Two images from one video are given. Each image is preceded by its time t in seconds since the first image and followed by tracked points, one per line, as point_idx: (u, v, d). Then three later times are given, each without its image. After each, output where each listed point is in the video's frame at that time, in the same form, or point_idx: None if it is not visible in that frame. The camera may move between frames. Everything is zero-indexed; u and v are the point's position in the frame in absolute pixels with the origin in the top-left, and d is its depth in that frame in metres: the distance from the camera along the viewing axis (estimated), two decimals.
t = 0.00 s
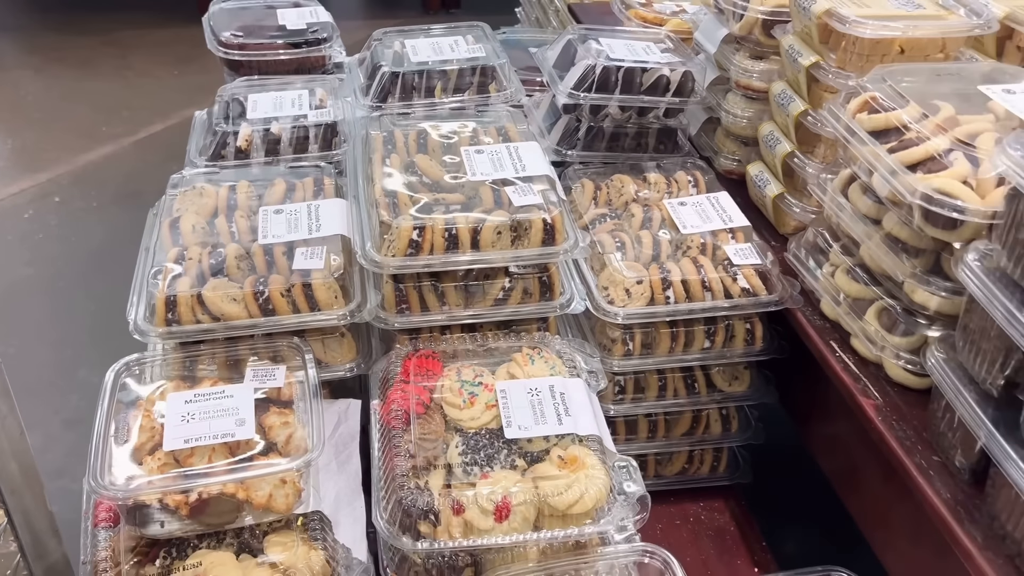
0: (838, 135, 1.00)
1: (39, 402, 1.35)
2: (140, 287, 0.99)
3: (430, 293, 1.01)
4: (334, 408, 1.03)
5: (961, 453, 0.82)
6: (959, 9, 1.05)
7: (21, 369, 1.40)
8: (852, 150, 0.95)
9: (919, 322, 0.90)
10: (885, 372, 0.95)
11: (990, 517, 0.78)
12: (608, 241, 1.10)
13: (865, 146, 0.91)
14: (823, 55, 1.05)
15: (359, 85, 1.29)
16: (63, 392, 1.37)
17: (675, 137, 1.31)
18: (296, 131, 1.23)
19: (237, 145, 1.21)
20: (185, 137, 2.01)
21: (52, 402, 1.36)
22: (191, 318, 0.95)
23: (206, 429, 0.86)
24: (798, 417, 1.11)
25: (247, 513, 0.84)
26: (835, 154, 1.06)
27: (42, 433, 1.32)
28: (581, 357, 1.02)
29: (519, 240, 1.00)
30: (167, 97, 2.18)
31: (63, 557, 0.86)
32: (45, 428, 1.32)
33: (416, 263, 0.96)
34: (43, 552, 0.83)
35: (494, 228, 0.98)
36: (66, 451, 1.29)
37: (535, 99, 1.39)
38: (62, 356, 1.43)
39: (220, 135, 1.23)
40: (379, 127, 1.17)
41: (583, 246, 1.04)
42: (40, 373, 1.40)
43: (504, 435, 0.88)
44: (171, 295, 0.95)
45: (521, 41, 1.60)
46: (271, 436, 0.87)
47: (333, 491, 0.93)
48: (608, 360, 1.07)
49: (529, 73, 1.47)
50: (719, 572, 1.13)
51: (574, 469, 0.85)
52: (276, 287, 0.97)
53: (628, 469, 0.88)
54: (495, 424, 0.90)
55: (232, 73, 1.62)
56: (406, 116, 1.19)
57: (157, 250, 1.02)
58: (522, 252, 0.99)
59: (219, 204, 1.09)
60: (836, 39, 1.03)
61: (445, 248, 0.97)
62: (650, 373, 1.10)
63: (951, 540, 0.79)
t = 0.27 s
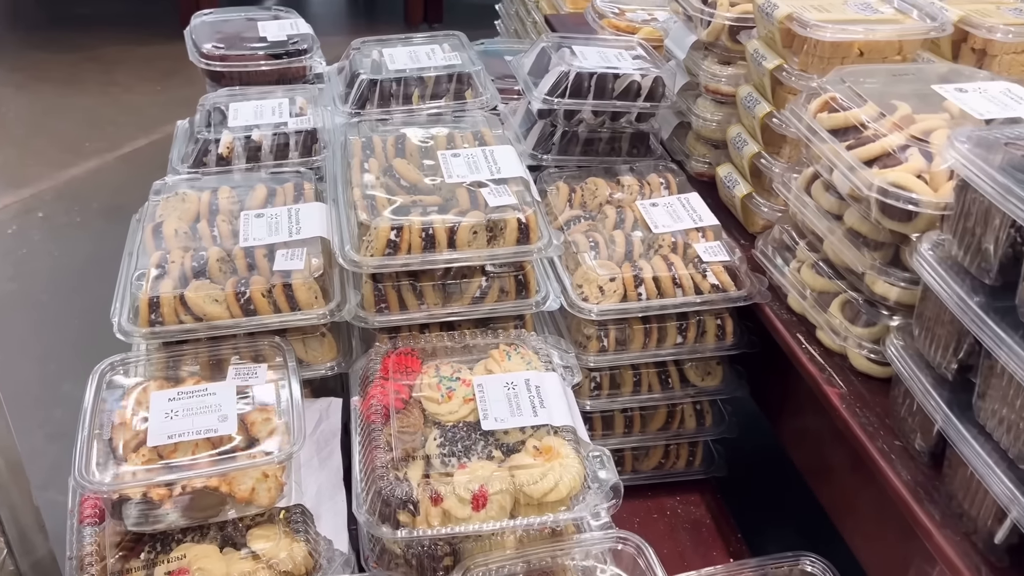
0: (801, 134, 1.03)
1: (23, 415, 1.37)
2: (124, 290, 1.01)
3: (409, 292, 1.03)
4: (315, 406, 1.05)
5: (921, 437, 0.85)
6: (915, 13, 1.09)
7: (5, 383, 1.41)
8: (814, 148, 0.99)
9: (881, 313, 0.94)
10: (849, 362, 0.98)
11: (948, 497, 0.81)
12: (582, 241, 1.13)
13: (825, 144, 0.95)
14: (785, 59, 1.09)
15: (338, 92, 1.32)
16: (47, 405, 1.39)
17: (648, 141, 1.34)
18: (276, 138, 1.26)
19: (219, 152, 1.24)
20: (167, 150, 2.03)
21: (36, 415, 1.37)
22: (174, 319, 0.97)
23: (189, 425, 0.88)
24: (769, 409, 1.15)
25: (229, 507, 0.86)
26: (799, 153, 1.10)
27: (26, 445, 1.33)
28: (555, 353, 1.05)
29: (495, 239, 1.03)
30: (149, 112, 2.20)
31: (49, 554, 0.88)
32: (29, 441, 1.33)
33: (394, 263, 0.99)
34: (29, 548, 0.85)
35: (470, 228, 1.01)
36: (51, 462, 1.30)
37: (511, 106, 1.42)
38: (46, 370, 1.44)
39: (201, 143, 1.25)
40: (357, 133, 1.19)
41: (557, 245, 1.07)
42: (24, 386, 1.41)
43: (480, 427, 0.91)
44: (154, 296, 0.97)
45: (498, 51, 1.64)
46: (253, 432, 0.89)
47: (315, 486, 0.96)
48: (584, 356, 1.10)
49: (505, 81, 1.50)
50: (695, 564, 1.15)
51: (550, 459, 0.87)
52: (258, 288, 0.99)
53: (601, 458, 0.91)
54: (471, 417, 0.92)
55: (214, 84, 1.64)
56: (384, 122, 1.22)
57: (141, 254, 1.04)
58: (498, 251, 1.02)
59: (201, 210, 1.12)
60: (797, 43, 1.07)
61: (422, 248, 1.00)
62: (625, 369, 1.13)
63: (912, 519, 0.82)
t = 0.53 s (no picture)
0: (771, 134, 1.06)
1: (10, 425, 1.38)
2: (110, 292, 1.02)
3: (391, 291, 1.06)
4: (299, 404, 1.07)
5: (888, 423, 0.88)
6: (880, 16, 1.12)
7: None
8: (783, 147, 1.02)
9: (850, 305, 0.97)
10: (820, 354, 1.01)
11: (914, 480, 0.84)
12: (560, 241, 1.15)
13: (794, 142, 0.98)
14: (755, 61, 1.12)
15: (320, 98, 1.34)
16: (34, 414, 1.40)
17: (625, 144, 1.37)
18: (260, 144, 1.28)
19: (203, 158, 1.26)
20: (152, 161, 2.05)
21: (22, 424, 1.38)
22: (160, 319, 0.99)
23: (175, 422, 0.89)
24: (745, 403, 1.18)
25: (216, 502, 0.88)
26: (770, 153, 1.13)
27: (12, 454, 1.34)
28: (535, 350, 1.07)
29: (475, 238, 1.05)
30: (132, 124, 2.22)
31: (38, 551, 0.89)
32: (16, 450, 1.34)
33: (377, 262, 1.01)
34: (18, 546, 0.86)
35: (450, 228, 1.03)
36: (37, 471, 1.31)
37: (491, 111, 1.45)
38: (31, 380, 1.45)
39: (186, 149, 1.27)
40: (340, 138, 1.22)
41: (536, 244, 1.10)
42: (10, 396, 1.42)
43: (462, 421, 0.93)
44: (141, 297, 0.99)
45: (478, 58, 1.67)
46: (238, 428, 0.90)
47: (300, 481, 0.97)
48: (564, 353, 1.13)
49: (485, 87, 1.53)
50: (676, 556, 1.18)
51: (530, 450, 0.90)
52: (242, 288, 1.01)
53: (580, 450, 0.94)
54: (453, 411, 0.94)
55: (198, 92, 1.66)
56: (366, 126, 1.25)
57: (127, 257, 1.06)
58: (478, 250, 1.04)
59: (186, 214, 1.14)
60: (767, 45, 1.10)
61: (404, 248, 1.02)
62: (604, 365, 1.16)
63: (881, 503, 0.85)
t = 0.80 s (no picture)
0: (742, 131, 1.09)
1: None
2: (94, 293, 1.03)
3: (373, 289, 1.07)
4: (283, 402, 1.08)
5: (859, 409, 0.90)
6: (847, 16, 1.15)
7: None
8: (755, 143, 1.04)
9: (820, 296, 0.99)
10: (793, 344, 1.03)
11: (884, 463, 0.86)
12: (539, 239, 1.18)
13: (764, 138, 1.01)
14: (727, 61, 1.15)
15: (301, 101, 1.36)
16: (17, 422, 1.40)
17: (603, 144, 1.40)
18: (241, 147, 1.30)
19: (185, 161, 1.27)
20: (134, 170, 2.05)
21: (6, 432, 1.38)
22: (144, 318, 1.00)
23: (160, 418, 0.90)
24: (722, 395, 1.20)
25: (201, 496, 0.89)
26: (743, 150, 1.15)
27: None
28: (515, 346, 1.09)
29: (455, 235, 1.07)
30: (114, 133, 2.22)
31: (24, 549, 0.89)
32: None
33: (358, 260, 1.03)
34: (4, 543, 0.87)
35: (431, 226, 1.05)
36: (21, 479, 1.31)
37: (470, 113, 1.47)
38: (14, 389, 1.45)
39: (168, 152, 1.28)
40: (321, 139, 1.23)
41: (515, 241, 1.12)
42: None
43: (443, 413, 0.94)
44: (125, 297, 1.00)
45: (457, 62, 1.69)
46: (223, 423, 0.92)
47: (284, 476, 0.99)
48: (544, 348, 1.15)
49: (465, 90, 1.55)
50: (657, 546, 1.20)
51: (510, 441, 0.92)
52: (225, 287, 1.03)
53: (559, 439, 0.96)
54: (435, 404, 0.96)
55: (180, 97, 1.67)
56: (347, 128, 1.26)
57: (110, 258, 1.07)
58: (458, 247, 1.06)
59: (169, 215, 1.15)
60: (738, 45, 1.13)
61: (385, 246, 1.04)
62: (584, 360, 1.19)
63: (852, 486, 0.87)
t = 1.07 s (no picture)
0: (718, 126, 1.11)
1: None
2: (77, 292, 1.04)
3: (356, 285, 1.08)
4: (268, 399, 1.09)
5: (835, 395, 0.92)
6: (820, 12, 1.18)
7: None
8: (730, 136, 1.06)
9: (796, 285, 1.01)
10: (770, 334, 1.05)
11: (859, 447, 0.88)
12: (520, 234, 1.19)
13: (740, 132, 1.02)
14: (702, 57, 1.17)
15: (282, 102, 1.36)
16: None
17: (582, 142, 1.41)
18: (223, 147, 1.31)
19: (167, 162, 1.27)
20: (114, 175, 2.05)
21: None
22: (128, 317, 1.01)
23: (145, 414, 0.91)
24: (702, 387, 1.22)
25: (187, 491, 0.90)
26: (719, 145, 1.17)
27: None
28: (498, 340, 1.10)
29: (436, 231, 1.08)
30: (94, 139, 2.22)
31: (9, 547, 0.90)
32: None
33: (341, 257, 1.04)
34: None
35: (412, 222, 1.06)
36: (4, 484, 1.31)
37: (451, 113, 1.48)
38: None
39: (150, 153, 1.29)
40: (302, 139, 1.24)
41: (496, 236, 1.13)
42: None
43: (427, 406, 0.96)
44: (108, 295, 1.00)
45: (437, 63, 1.70)
46: (207, 419, 0.92)
47: (270, 472, 1.00)
48: (527, 342, 1.16)
49: (446, 90, 1.56)
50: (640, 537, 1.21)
51: (493, 432, 0.93)
52: (209, 284, 1.03)
53: (541, 430, 0.98)
54: (418, 398, 0.97)
55: (161, 100, 1.68)
56: (328, 128, 1.27)
57: (93, 258, 1.08)
58: (440, 243, 1.08)
59: (152, 215, 1.15)
60: (713, 42, 1.15)
61: (367, 242, 1.05)
62: (566, 354, 1.21)
63: (828, 470, 0.89)
